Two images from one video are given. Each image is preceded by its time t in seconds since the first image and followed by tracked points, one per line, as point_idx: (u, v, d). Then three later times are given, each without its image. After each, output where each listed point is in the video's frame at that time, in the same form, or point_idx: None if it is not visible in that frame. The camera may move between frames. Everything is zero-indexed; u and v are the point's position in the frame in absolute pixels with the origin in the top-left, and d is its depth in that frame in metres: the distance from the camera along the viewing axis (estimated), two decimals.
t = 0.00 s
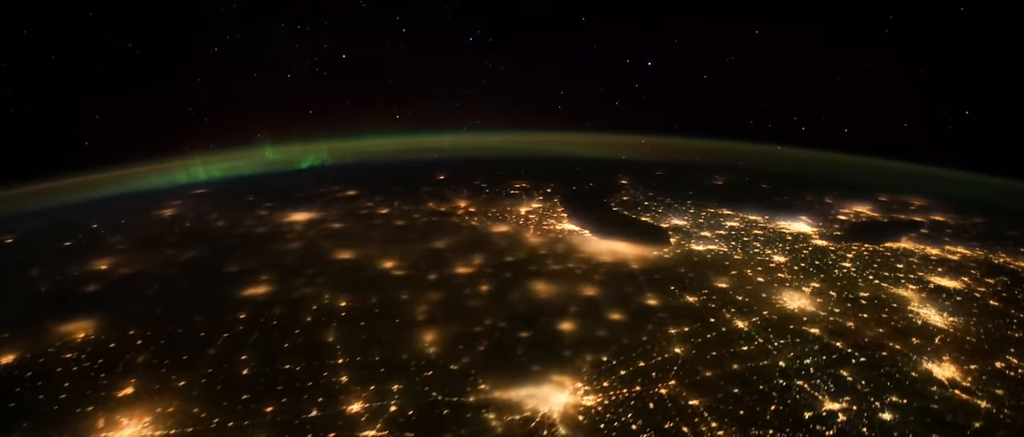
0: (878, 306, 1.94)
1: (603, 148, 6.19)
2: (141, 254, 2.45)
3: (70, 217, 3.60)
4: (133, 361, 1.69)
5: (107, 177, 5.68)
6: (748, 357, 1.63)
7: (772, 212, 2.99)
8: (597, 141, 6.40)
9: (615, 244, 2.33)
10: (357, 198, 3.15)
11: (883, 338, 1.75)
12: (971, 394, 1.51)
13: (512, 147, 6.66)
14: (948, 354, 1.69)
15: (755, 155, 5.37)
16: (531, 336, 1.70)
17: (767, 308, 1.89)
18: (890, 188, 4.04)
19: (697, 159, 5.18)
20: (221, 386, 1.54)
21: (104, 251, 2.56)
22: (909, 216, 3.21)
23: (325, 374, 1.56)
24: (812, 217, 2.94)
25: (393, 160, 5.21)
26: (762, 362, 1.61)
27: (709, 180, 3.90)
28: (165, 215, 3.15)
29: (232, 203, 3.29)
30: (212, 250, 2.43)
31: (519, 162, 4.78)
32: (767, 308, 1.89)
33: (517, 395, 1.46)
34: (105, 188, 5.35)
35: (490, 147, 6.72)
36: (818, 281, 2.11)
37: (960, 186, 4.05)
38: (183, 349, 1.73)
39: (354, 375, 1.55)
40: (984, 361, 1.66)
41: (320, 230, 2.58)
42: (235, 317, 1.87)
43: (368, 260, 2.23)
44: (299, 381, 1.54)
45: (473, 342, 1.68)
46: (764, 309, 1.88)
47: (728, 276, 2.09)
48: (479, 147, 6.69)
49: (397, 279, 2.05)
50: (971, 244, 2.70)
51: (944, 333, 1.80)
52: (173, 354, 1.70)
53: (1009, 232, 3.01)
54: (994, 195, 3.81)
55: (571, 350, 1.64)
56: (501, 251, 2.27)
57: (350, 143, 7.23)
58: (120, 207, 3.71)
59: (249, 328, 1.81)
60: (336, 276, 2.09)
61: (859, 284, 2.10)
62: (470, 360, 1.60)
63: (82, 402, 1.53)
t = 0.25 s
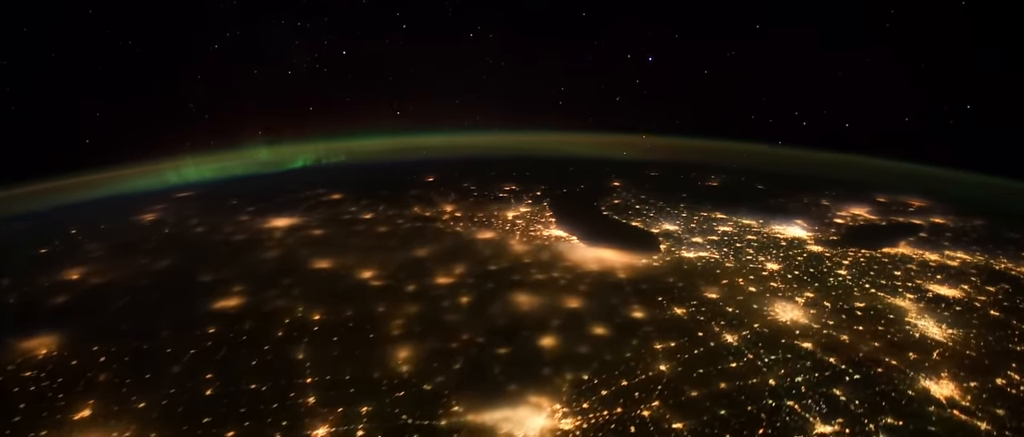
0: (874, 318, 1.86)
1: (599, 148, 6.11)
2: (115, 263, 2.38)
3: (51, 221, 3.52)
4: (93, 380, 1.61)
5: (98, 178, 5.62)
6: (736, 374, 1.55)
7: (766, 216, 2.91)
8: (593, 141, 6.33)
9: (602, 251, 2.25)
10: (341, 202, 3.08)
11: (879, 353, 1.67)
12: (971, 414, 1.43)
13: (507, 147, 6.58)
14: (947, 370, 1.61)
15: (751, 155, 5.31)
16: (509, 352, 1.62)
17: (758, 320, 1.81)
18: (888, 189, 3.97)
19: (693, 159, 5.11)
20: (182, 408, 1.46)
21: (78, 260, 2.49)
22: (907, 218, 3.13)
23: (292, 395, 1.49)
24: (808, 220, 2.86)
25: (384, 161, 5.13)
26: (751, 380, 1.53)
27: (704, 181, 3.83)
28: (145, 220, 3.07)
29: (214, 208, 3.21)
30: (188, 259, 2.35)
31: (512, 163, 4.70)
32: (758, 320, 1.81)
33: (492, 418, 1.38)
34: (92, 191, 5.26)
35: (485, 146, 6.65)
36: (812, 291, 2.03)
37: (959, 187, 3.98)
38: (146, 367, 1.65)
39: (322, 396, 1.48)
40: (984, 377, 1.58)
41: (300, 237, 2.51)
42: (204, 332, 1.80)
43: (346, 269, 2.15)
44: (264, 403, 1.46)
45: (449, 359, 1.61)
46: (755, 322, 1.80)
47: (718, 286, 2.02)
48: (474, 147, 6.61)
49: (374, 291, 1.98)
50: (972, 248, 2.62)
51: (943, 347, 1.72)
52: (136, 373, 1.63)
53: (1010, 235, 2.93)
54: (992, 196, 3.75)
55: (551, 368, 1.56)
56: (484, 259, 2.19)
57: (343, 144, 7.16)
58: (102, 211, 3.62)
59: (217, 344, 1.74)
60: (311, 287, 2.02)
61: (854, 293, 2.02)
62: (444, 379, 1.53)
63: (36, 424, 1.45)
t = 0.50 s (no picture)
0: (869, 331, 1.78)
1: (594, 148, 6.04)
2: (86, 273, 2.30)
3: (30, 226, 3.44)
4: (50, 400, 1.53)
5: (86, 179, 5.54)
6: (723, 394, 1.47)
7: (760, 219, 2.84)
8: (588, 141, 6.26)
9: (588, 260, 2.17)
10: (325, 207, 3.00)
11: (873, 369, 1.59)
12: None
13: (502, 148, 6.51)
14: (945, 388, 1.53)
15: (747, 156, 5.24)
16: (485, 371, 1.55)
17: (748, 334, 1.73)
18: (887, 190, 3.90)
19: (689, 160, 5.03)
20: (140, 433, 1.38)
21: (49, 269, 2.41)
22: (906, 221, 3.05)
23: (255, 419, 1.41)
24: (803, 225, 2.78)
25: (375, 162, 5.06)
26: (738, 400, 1.45)
27: (698, 183, 3.75)
28: (124, 226, 2.99)
29: (194, 212, 3.13)
30: (161, 269, 2.27)
31: (504, 164, 4.63)
32: (748, 334, 1.74)
33: None
34: (79, 193, 5.17)
35: (479, 147, 6.58)
36: (805, 301, 1.95)
37: (959, 189, 3.91)
38: (107, 387, 1.57)
39: (286, 419, 1.40)
40: (985, 396, 1.50)
41: (278, 244, 2.43)
42: (170, 348, 1.72)
43: (322, 280, 2.08)
44: (225, 427, 1.38)
45: (422, 378, 1.53)
46: (745, 336, 1.72)
47: (707, 297, 1.94)
48: (468, 147, 6.54)
49: (350, 303, 1.90)
50: (971, 253, 2.54)
51: (941, 362, 1.64)
52: (95, 394, 1.54)
53: (1012, 238, 2.85)
54: (994, 197, 3.68)
55: (528, 388, 1.48)
56: (466, 269, 2.11)
57: (337, 145, 7.09)
58: (82, 215, 3.54)
59: (183, 361, 1.66)
60: (285, 300, 1.94)
61: (849, 304, 1.94)
62: (416, 401, 1.45)
63: None
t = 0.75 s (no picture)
0: (864, 345, 1.70)
1: (590, 148, 5.96)
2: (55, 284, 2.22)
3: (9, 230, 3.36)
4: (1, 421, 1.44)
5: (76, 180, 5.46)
6: (709, 416, 1.39)
7: (754, 222, 2.75)
8: (584, 141, 6.19)
9: (574, 269, 2.10)
10: (308, 212, 2.92)
11: (868, 388, 1.52)
12: None
13: (497, 148, 6.44)
14: (943, 409, 1.45)
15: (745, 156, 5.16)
16: (459, 391, 1.47)
17: (737, 350, 1.66)
18: (885, 191, 3.83)
19: (685, 161, 4.95)
20: None
21: (18, 279, 2.33)
22: (904, 224, 2.97)
23: None
24: (798, 228, 2.70)
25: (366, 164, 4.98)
26: (725, 423, 1.37)
27: (693, 184, 3.67)
28: (102, 232, 2.91)
29: (174, 217, 3.05)
30: (132, 280, 2.19)
31: (497, 165, 4.55)
32: (737, 349, 1.66)
33: None
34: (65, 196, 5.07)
35: (474, 146, 6.50)
36: (798, 313, 1.87)
37: (958, 190, 3.84)
38: (62, 409, 1.48)
39: None
40: (985, 417, 1.42)
41: (255, 253, 2.35)
42: (132, 366, 1.64)
43: (297, 291, 2.00)
44: None
45: (392, 400, 1.45)
46: (734, 351, 1.64)
47: (696, 309, 1.86)
48: (463, 147, 6.46)
49: (324, 317, 1.83)
50: (971, 258, 2.46)
51: (939, 379, 1.56)
52: (49, 416, 1.46)
53: (1013, 241, 2.77)
54: (993, 200, 3.60)
55: (504, 411, 1.41)
56: (446, 279, 2.04)
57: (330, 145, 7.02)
58: (61, 220, 3.45)
59: (145, 382, 1.57)
60: (256, 314, 1.87)
61: (844, 316, 1.86)
62: (384, 425, 1.37)
63: None
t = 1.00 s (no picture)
0: (858, 361, 1.63)
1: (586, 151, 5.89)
2: (23, 295, 2.14)
3: None
4: None
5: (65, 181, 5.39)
6: None
7: (748, 226, 2.68)
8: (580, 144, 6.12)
9: (559, 279, 2.02)
10: (291, 217, 2.85)
11: (862, 408, 1.44)
12: None
13: (492, 151, 6.36)
14: (941, 431, 1.37)
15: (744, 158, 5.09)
16: (431, 414, 1.39)
17: (725, 366, 1.58)
18: (884, 193, 3.75)
19: (681, 162, 4.87)
20: None
21: None
22: (902, 227, 2.89)
23: None
24: (793, 232, 2.62)
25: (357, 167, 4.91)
26: None
27: (688, 186, 3.59)
28: (79, 239, 2.84)
29: (153, 223, 2.97)
30: (103, 290, 2.12)
31: (489, 166, 4.48)
32: (725, 366, 1.58)
33: None
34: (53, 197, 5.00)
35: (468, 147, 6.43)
36: (790, 326, 1.79)
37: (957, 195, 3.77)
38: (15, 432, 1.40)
39: None
40: None
41: (231, 262, 2.28)
42: (93, 386, 1.57)
43: (270, 304, 1.92)
44: None
45: (360, 423, 1.37)
46: (721, 368, 1.57)
47: (683, 323, 1.78)
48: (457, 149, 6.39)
49: (295, 332, 1.75)
50: (972, 264, 2.38)
51: (937, 398, 1.48)
52: None
53: (1014, 246, 2.69)
54: (994, 205, 3.53)
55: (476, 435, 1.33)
56: (425, 290, 1.96)
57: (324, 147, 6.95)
58: (42, 224, 3.37)
59: (104, 404, 1.50)
60: (225, 329, 1.79)
61: (839, 329, 1.78)
62: None
63: None
